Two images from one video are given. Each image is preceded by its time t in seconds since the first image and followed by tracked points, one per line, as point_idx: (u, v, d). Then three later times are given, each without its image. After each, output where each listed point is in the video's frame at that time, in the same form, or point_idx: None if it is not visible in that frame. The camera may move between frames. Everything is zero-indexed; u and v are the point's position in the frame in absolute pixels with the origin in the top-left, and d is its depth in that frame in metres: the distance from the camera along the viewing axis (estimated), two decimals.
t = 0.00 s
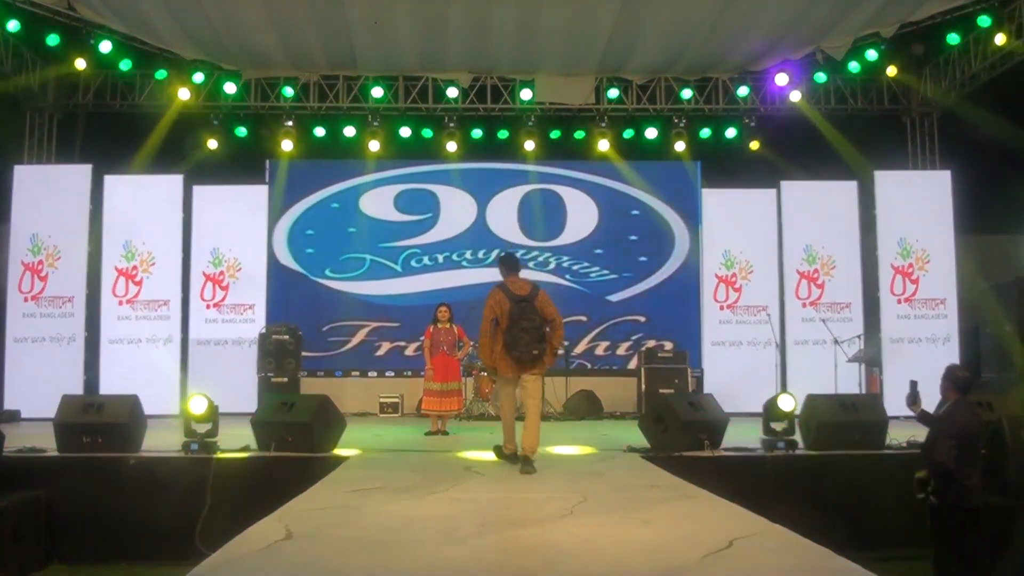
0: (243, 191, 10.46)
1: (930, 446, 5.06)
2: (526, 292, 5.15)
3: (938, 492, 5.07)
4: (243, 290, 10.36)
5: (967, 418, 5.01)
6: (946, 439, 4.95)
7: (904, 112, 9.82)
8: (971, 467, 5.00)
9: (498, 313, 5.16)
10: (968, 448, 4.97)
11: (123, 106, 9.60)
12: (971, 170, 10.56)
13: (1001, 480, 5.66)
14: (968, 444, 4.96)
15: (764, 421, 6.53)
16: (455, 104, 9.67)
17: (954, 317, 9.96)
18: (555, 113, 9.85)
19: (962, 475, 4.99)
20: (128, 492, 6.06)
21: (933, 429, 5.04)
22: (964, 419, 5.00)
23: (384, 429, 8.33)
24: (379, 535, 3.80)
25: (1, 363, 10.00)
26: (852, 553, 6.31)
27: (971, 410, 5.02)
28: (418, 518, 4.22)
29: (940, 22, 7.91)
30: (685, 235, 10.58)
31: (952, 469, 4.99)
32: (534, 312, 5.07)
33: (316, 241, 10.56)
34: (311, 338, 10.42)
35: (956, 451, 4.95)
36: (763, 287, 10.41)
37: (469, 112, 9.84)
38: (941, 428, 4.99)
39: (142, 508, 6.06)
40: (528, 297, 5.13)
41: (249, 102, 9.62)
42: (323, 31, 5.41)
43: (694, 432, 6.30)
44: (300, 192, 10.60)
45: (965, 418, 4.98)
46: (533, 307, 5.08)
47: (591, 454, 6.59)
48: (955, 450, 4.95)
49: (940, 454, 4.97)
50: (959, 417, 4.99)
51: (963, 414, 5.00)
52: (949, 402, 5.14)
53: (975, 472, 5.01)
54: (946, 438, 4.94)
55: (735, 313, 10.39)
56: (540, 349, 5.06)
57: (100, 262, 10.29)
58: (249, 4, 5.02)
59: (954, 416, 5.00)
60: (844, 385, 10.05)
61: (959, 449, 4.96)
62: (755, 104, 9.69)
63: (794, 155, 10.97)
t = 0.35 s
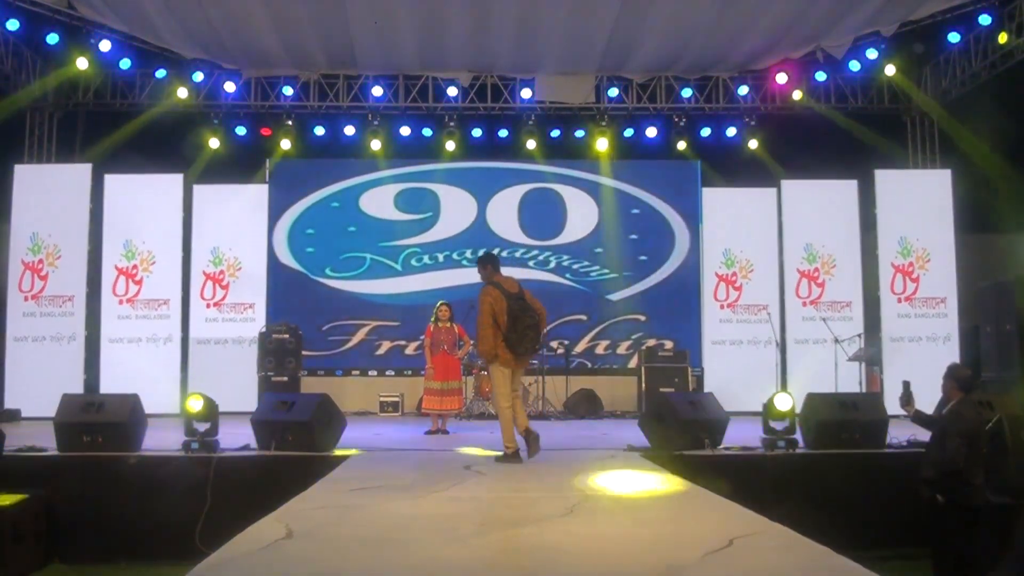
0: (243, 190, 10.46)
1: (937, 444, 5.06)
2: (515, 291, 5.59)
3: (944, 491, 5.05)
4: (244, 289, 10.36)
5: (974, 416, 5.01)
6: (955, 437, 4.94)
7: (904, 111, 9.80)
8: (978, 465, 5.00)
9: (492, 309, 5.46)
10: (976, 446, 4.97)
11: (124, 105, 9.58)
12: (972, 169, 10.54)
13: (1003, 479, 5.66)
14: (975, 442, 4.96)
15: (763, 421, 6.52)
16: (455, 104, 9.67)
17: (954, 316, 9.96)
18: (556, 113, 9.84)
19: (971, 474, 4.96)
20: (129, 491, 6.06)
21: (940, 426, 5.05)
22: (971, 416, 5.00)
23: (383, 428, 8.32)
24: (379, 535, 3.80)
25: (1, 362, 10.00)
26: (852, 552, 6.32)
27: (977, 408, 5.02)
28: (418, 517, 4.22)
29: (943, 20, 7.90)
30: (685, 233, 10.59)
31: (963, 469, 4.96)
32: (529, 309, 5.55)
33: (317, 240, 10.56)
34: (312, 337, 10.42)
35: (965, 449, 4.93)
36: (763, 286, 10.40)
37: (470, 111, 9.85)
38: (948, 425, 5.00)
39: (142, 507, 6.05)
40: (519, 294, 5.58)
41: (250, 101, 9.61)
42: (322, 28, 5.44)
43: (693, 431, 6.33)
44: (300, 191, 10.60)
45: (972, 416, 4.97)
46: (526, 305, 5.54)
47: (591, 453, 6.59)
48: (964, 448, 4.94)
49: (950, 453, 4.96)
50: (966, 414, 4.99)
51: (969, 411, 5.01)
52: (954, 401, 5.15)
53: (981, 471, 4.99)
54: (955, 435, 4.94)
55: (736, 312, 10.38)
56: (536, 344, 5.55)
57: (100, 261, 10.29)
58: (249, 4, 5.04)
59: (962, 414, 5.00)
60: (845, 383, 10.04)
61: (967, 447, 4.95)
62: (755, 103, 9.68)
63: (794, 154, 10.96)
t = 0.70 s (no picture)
0: (243, 188, 10.46)
1: (936, 443, 5.08)
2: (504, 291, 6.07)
3: (943, 490, 5.07)
4: (244, 288, 10.36)
5: (974, 415, 5.00)
6: (952, 436, 4.94)
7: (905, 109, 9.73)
8: (976, 464, 4.99)
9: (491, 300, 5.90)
10: (975, 446, 4.96)
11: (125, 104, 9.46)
12: (973, 169, 10.53)
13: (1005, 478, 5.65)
14: (974, 442, 4.96)
15: (764, 420, 6.51)
16: (456, 103, 9.62)
17: (954, 315, 9.95)
18: (557, 112, 9.82)
19: (970, 474, 4.97)
20: (130, 489, 6.08)
21: (938, 426, 5.07)
22: (969, 416, 4.99)
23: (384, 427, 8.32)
24: (380, 533, 3.81)
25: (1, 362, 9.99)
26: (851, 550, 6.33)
27: (977, 408, 5.00)
28: (419, 515, 4.23)
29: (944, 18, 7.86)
30: (686, 231, 10.60)
31: (959, 469, 4.97)
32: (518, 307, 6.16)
33: (317, 239, 10.56)
34: (312, 336, 10.42)
35: (964, 449, 4.94)
36: (763, 284, 10.41)
37: (470, 109, 9.80)
38: (946, 425, 5.00)
39: (144, 506, 6.08)
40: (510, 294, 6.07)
41: (250, 100, 9.55)
42: (323, 18, 5.50)
43: (694, 429, 6.33)
44: (300, 190, 10.58)
45: (971, 416, 4.96)
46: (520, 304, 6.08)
47: (592, 452, 6.59)
48: (962, 448, 4.93)
49: (947, 452, 4.97)
50: (965, 414, 4.98)
51: (969, 412, 4.99)
52: (953, 400, 5.15)
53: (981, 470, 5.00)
54: (952, 435, 4.94)
55: (736, 311, 10.38)
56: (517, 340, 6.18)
57: (101, 260, 10.30)
58: None
59: (961, 414, 4.99)
60: (846, 382, 10.04)
61: (964, 447, 4.95)
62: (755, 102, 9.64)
63: (794, 153, 10.94)
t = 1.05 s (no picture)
0: (246, 187, 10.47)
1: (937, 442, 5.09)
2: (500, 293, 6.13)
3: (944, 488, 5.10)
4: (247, 287, 10.37)
5: (977, 415, 4.97)
6: (952, 435, 4.95)
7: (908, 107, 9.70)
8: (978, 463, 4.98)
9: (495, 298, 5.96)
10: (976, 444, 4.95)
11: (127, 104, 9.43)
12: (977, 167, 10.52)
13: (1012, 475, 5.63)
14: (976, 441, 4.96)
15: (766, 418, 6.52)
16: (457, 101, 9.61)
17: (958, 313, 9.94)
18: (558, 110, 9.83)
19: (970, 472, 4.98)
20: (133, 488, 6.09)
21: (939, 425, 5.07)
22: (971, 414, 4.97)
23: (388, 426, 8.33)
24: (382, 532, 3.81)
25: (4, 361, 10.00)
26: (853, 548, 6.33)
27: (981, 407, 4.96)
28: (422, 514, 4.23)
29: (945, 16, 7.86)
30: (689, 230, 10.59)
31: (958, 467, 4.98)
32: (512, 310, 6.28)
33: (320, 238, 10.56)
34: (315, 335, 10.43)
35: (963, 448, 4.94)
36: (766, 283, 10.41)
37: (471, 108, 9.78)
38: (947, 423, 5.00)
39: (147, 505, 6.08)
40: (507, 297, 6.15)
41: (252, 99, 9.53)
42: (325, 17, 5.52)
43: (697, 428, 6.33)
44: (302, 188, 10.59)
45: (973, 415, 4.94)
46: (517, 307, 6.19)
47: (595, 451, 6.59)
48: (961, 447, 4.94)
49: (946, 451, 4.97)
50: (967, 413, 4.96)
51: (972, 410, 4.97)
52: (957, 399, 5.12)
53: (983, 467, 4.99)
54: (951, 433, 4.95)
55: (739, 310, 10.38)
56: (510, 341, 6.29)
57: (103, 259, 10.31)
58: None
59: (963, 413, 4.97)
60: (849, 380, 10.04)
61: (963, 445, 4.95)
62: (757, 99, 9.58)
63: (798, 152, 10.92)
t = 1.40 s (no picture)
0: (246, 185, 10.44)
1: (941, 439, 5.10)
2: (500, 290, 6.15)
3: (946, 485, 5.10)
4: (248, 285, 10.34)
5: (982, 412, 4.95)
6: (953, 432, 4.97)
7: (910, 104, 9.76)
8: (981, 460, 4.96)
9: (501, 295, 5.99)
10: (978, 442, 4.95)
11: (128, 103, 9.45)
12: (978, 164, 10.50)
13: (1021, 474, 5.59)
14: (978, 438, 4.96)
15: (767, 415, 6.51)
16: (458, 99, 9.66)
17: (959, 310, 9.94)
18: (560, 108, 9.86)
19: (970, 468, 4.96)
20: (136, 486, 6.10)
21: (943, 423, 5.08)
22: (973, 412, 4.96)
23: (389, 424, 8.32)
24: (385, 529, 3.81)
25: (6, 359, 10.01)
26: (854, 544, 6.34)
27: (986, 405, 4.95)
28: (425, 511, 4.24)
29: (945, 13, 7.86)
30: (690, 227, 10.60)
31: (958, 464, 4.98)
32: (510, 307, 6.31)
33: (321, 235, 10.57)
34: (317, 333, 10.44)
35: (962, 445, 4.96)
36: (767, 280, 10.41)
37: (473, 105, 9.80)
38: (950, 420, 5.01)
39: (149, 504, 6.09)
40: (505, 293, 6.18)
41: (254, 97, 9.55)
42: (327, 16, 5.54)
43: (698, 425, 6.34)
44: (304, 186, 10.61)
45: (976, 413, 4.93)
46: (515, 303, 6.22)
47: (597, 448, 6.59)
48: (961, 443, 4.96)
49: (947, 447, 5.00)
50: (970, 410, 4.96)
51: (977, 408, 4.96)
52: (962, 397, 5.12)
53: (984, 464, 4.97)
54: (952, 431, 4.98)
55: (741, 307, 10.36)
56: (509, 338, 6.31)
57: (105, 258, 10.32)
58: None
59: (967, 410, 4.97)
60: (850, 377, 10.04)
61: (963, 442, 4.97)
62: (759, 96, 9.57)
63: (799, 150, 10.91)
